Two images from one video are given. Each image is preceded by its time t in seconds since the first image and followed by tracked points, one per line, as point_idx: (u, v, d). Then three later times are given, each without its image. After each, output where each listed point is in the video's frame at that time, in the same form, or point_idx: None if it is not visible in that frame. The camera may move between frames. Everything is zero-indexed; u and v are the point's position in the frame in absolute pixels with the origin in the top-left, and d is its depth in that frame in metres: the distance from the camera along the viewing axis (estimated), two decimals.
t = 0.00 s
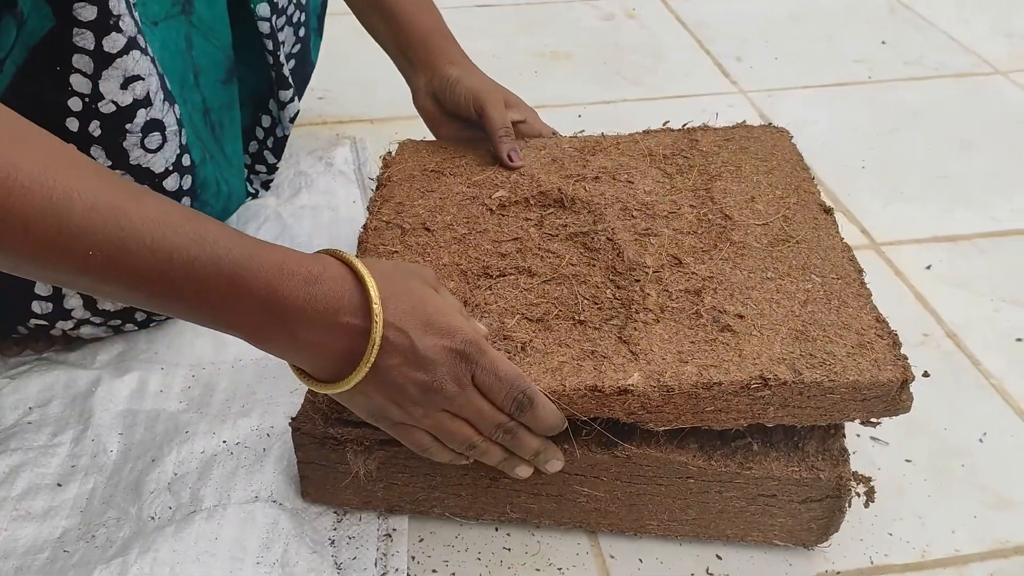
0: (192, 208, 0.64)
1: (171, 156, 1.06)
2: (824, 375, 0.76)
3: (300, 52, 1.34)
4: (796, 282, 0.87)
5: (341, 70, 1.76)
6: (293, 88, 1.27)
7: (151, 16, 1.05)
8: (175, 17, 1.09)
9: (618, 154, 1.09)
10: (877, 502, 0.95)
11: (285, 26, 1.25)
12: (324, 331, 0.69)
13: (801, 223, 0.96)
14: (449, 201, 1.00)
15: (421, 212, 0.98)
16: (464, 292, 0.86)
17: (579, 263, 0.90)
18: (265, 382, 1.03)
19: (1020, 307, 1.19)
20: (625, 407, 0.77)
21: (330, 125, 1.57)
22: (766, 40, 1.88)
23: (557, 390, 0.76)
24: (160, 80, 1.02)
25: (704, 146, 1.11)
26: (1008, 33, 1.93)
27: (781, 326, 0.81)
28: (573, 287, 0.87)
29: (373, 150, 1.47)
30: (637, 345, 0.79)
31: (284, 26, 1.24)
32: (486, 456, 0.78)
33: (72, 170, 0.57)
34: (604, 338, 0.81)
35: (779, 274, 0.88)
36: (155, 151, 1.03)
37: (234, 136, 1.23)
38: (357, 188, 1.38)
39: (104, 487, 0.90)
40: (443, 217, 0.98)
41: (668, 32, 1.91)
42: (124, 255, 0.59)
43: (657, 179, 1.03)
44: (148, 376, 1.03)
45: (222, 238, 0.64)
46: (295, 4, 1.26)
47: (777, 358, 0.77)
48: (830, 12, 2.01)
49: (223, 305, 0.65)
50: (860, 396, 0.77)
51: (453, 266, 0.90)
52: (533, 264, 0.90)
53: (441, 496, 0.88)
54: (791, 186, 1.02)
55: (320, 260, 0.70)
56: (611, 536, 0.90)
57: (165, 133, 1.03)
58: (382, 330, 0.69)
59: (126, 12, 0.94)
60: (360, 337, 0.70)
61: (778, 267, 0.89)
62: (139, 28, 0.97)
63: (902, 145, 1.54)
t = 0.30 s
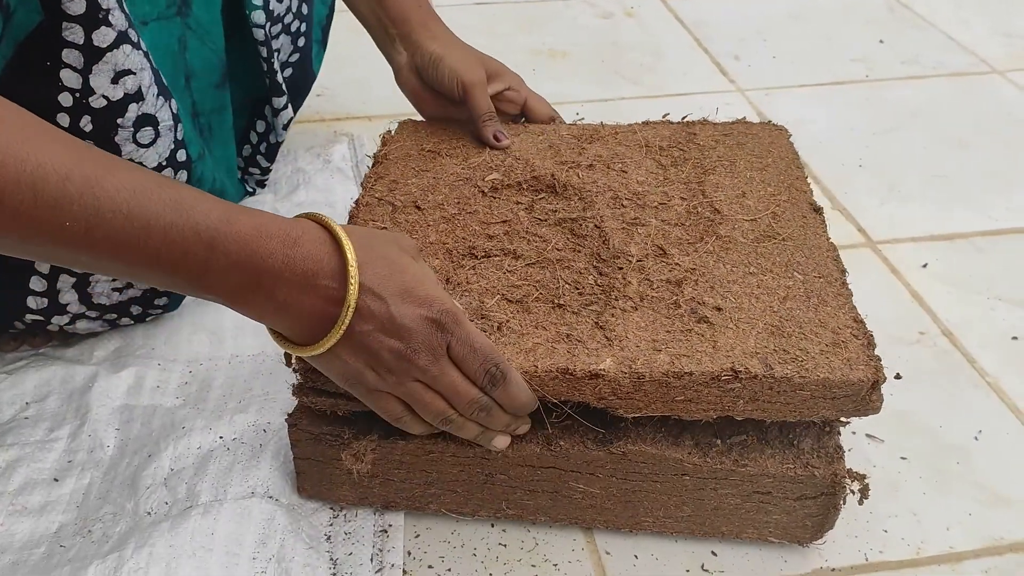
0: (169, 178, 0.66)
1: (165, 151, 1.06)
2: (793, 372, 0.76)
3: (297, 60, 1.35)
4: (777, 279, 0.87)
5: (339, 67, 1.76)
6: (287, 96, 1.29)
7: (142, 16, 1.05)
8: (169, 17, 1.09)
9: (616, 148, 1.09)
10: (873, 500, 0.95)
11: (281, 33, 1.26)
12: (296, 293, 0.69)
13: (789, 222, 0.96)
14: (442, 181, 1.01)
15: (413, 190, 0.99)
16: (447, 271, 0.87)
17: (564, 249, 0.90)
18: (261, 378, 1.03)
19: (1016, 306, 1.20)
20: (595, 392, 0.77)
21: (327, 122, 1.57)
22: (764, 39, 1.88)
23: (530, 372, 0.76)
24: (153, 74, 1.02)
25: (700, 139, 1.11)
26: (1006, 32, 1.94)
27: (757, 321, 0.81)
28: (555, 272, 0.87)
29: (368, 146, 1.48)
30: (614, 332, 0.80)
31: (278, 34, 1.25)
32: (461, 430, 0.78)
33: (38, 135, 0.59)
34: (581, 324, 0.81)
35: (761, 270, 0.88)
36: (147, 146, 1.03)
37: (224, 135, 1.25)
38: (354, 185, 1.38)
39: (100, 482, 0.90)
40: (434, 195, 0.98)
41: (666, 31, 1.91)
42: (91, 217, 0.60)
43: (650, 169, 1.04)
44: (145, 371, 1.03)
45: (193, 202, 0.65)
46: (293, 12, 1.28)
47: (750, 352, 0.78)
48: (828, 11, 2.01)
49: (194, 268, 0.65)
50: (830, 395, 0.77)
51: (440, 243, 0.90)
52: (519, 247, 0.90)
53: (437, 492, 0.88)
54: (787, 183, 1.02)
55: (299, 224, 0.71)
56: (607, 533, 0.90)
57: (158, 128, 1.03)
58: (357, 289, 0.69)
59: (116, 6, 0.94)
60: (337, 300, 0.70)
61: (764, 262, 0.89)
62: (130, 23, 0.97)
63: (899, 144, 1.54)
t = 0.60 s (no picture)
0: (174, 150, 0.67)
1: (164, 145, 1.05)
2: (801, 379, 0.76)
3: (300, 64, 1.35)
4: (781, 280, 0.87)
5: (337, 63, 1.76)
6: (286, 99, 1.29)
7: (137, 9, 1.06)
8: (166, 14, 1.10)
9: (615, 147, 1.08)
10: (873, 497, 0.95)
11: (280, 35, 1.28)
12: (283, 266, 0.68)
13: (790, 219, 0.96)
14: (440, 191, 1.01)
15: (412, 202, 0.99)
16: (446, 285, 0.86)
17: (566, 257, 0.90)
18: (260, 373, 1.02)
19: (1016, 303, 1.19)
20: (603, 406, 0.77)
21: (326, 118, 1.56)
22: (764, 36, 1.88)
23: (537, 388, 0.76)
24: (154, 68, 1.01)
25: (699, 135, 1.11)
26: (1005, 31, 1.94)
27: (762, 326, 0.81)
28: (557, 282, 0.87)
29: (368, 143, 1.47)
30: (619, 344, 0.79)
31: (276, 33, 1.26)
32: (461, 432, 0.67)
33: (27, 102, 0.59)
34: (586, 336, 0.81)
35: (764, 272, 0.88)
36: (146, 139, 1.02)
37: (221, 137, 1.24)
38: (354, 181, 1.38)
39: (98, 477, 0.90)
40: (434, 206, 0.98)
41: (665, 27, 1.90)
42: (78, 185, 0.60)
43: (648, 170, 1.04)
44: (143, 366, 1.02)
45: (180, 172, 0.65)
46: (294, 15, 1.29)
47: (756, 359, 0.77)
48: (828, 9, 2.01)
49: (180, 240, 0.65)
50: (838, 400, 0.77)
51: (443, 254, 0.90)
52: (520, 257, 0.90)
53: (437, 488, 0.88)
54: (786, 180, 1.02)
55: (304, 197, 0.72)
56: (608, 530, 0.90)
57: (157, 121, 1.02)
58: (342, 263, 0.69)
59: None
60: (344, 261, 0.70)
61: (766, 263, 0.89)
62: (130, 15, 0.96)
63: (899, 142, 1.54)
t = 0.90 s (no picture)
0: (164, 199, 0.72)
1: (166, 144, 1.05)
2: (801, 377, 0.75)
3: (302, 68, 1.35)
4: (781, 279, 0.86)
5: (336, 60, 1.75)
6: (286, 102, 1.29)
7: (141, 8, 1.05)
8: (169, 14, 1.09)
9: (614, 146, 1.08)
10: (873, 496, 0.94)
11: (285, 39, 1.27)
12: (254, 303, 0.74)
13: (790, 217, 0.95)
14: (439, 191, 1.01)
15: (410, 201, 1.00)
16: (447, 286, 0.86)
17: (565, 257, 0.90)
18: (257, 370, 1.02)
19: (1016, 302, 1.19)
20: (602, 406, 0.77)
21: (324, 114, 1.56)
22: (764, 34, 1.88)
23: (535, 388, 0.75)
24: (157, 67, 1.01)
25: (699, 133, 1.10)
26: (1004, 30, 1.93)
27: (762, 326, 0.81)
28: (557, 281, 0.86)
29: (367, 140, 1.46)
30: (618, 344, 0.79)
31: (281, 37, 1.26)
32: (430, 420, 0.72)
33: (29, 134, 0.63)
34: (585, 335, 0.80)
35: (764, 271, 0.87)
36: (148, 139, 1.02)
37: (220, 139, 1.24)
38: (353, 177, 1.37)
39: (95, 473, 0.89)
40: (432, 206, 0.99)
41: (665, 25, 1.90)
42: (78, 214, 0.64)
43: (648, 168, 1.03)
44: (140, 362, 1.02)
45: (170, 216, 0.69)
46: (299, 19, 1.28)
47: (756, 358, 0.77)
48: (828, 7, 2.01)
49: (171, 278, 0.70)
50: (838, 398, 0.77)
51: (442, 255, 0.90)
52: (519, 257, 0.90)
53: (436, 486, 0.87)
54: (786, 178, 1.02)
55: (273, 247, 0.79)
56: (607, 528, 0.90)
57: (159, 121, 1.02)
58: (308, 294, 0.75)
59: None
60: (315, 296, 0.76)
61: (766, 262, 0.89)
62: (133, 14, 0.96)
63: (899, 141, 1.54)
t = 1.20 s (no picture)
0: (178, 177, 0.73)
1: (175, 154, 1.05)
2: (803, 376, 0.75)
3: (310, 78, 1.34)
4: (781, 278, 0.86)
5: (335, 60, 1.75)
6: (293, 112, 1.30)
7: (158, 19, 1.06)
8: (188, 25, 1.10)
9: (615, 148, 1.08)
10: (873, 496, 0.94)
11: (296, 50, 1.27)
12: (267, 281, 0.74)
13: (790, 217, 0.95)
14: (440, 192, 1.01)
15: (411, 202, 0.99)
16: (448, 287, 0.86)
17: (566, 257, 0.89)
18: (256, 369, 1.02)
19: (1015, 303, 1.19)
20: (602, 405, 0.77)
21: (324, 113, 1.56)
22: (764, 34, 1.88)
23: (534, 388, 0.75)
24: (170, 78, 1.01)
25: (699, 135, 1.10)
26: (1003, 30, 1.94)
27: (763, 324, 0.81)
28: (557, 281, 0.86)
29: (367, 140, 1.46)
30: (618, 343, 0.79)
31: (292, 49, 1.25)
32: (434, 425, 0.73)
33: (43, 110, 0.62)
34: (585, 335, 0.80)
35: (764, 270, 0.87)
36: (157, 148, 1.02)
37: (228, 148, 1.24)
38: (352, 176, 1.37)
39: (93, 472, 0.89)
40: (433, 207, 0.99)
41: (665, 25, 1.90)
42: (89, 187, 0.64)
43: (648, 171, 1.03)
44: (139, 361, 1.01)
45: (183, 192, 0.69)
46: (310, 30, 1.28)
47: (757, 357, 0.77)
48: (827, 8, 2.01)
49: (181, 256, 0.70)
50: (838, 397, 0.77)
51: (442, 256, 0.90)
52: (520, 258, 0.90)
53: (436, 485, 0.87)
54: (786, 179, 1.02)
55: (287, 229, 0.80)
56: (607, 528, 0.90)
57: (169, 131, 1.02)
58: (326, 282, 0.75)
59: (136, 7, 0.93)
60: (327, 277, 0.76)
61: (766, 261, 0.89)
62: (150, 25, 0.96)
63: (898, 141, 1.54)
